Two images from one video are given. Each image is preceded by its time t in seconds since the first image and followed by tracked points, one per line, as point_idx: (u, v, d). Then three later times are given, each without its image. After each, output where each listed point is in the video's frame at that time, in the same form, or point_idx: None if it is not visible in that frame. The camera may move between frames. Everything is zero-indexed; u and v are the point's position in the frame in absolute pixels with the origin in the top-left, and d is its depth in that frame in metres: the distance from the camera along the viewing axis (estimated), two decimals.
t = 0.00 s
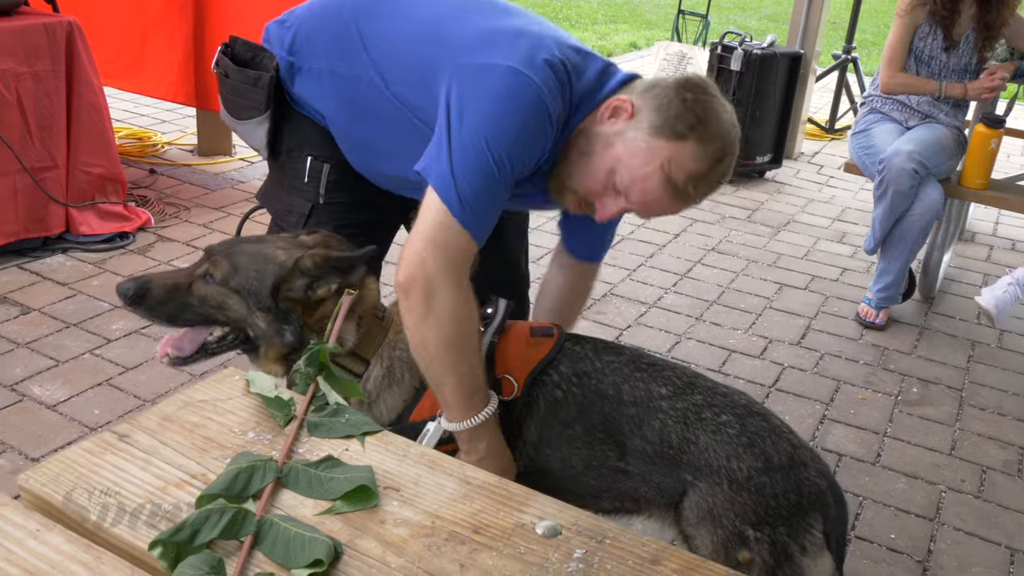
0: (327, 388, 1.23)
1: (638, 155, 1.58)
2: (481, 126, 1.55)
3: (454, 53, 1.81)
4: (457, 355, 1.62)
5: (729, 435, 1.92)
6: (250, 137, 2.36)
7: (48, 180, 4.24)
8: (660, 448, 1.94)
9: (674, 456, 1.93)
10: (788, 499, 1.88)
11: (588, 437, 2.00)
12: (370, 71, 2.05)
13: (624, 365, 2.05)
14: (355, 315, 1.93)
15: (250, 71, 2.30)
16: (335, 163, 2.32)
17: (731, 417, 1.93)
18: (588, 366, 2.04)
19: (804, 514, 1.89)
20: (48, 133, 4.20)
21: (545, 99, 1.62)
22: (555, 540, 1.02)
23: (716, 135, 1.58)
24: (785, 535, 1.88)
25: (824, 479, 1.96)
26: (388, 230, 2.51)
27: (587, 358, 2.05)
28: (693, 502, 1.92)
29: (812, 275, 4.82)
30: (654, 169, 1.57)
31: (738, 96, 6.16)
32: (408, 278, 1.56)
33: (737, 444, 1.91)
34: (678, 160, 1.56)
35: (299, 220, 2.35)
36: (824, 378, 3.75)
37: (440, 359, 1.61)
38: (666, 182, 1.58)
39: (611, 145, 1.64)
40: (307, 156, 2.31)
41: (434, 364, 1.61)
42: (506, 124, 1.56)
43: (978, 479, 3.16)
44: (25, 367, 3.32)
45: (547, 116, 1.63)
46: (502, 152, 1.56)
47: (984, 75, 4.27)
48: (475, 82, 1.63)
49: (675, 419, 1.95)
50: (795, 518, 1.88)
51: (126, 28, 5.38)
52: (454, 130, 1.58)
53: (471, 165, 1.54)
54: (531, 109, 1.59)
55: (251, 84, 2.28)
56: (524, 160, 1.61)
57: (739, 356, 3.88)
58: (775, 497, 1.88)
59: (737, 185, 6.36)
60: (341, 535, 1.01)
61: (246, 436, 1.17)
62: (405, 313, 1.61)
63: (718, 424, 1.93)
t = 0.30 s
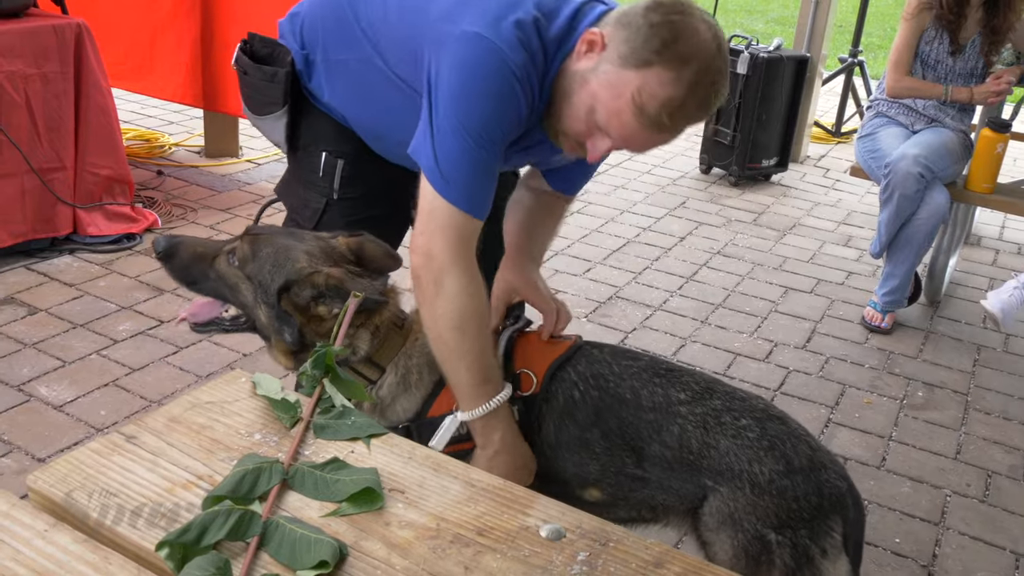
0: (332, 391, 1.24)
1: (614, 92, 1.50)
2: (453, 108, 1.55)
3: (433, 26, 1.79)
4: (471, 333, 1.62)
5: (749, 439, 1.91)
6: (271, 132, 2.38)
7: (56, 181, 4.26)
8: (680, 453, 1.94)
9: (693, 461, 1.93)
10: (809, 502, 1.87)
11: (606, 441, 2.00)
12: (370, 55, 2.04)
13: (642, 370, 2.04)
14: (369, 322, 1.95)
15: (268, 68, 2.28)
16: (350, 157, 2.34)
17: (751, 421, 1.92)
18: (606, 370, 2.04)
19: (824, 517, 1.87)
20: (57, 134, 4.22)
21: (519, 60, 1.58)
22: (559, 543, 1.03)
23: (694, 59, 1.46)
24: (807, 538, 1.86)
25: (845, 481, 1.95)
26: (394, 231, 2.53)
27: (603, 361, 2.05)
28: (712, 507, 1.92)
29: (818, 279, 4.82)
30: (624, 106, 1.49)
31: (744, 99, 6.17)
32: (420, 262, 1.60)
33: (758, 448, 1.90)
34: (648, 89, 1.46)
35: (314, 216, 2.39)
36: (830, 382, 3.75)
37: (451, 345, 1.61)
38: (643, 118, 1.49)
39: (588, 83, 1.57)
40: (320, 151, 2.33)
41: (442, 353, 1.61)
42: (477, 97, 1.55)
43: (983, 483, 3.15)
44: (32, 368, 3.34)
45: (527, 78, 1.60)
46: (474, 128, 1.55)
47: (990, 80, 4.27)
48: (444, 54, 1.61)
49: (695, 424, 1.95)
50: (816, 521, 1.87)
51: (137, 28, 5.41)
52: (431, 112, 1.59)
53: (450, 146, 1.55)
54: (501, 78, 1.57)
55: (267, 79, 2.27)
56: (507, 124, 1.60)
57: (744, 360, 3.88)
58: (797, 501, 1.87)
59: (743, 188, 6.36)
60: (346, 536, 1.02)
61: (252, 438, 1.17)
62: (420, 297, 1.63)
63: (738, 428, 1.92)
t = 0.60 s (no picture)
0: (336, 392, 1.26)
1: (553, 44, 1.47)
2: (413, 78, 1.60)
3: None
4: (449, 296, 1.63)
5: (756, 445, 1.90)
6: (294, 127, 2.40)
7: (62, 183, 4.28)
8: (686, 461, 1.92)
9: (701, 469, 1.91)
10: (817, 507, 1.86)
11: (610, 448, 1.98)
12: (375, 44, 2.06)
13: (647, 377, 2.02)
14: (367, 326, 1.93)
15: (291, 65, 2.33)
16: (367, 156, 2.31)
17: (757, 428, 1.91)
18: (609, 378, 2.02)
19: (832, 521, 1.87)
20: (63, 137, 4.24)
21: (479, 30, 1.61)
22: (559, 543, 1.04)
23: None
24: (815, 542, 1.87)
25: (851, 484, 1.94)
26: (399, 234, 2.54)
27: (606, 367, 2.03)
28: (721, 513, 1.91)
29: (821, 282, 4.82)
30: (562, 56, 1.46)
31: (747, 103, 6.18)
32: (405, 233, 1.65)
33: (766, 454, 1.89)
34: (578, 35, 1.41)
35: (328, 210, 2.37)
36: (832, 385, 3.75)
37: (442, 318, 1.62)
38: (580, 66, 1.43)
39: (538, 37, 1.54)
40: (338, 148, 2.32)
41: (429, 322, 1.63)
42: (433, 66, 1.59)
43: (986, 487, 3.16)
44: (37, 369, 3.35)
45: (488, 47, 1.63)
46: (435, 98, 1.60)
47: (993, 84, 4.27)
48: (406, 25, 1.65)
49: (701, 431, 1.93)
50: (824, 525, 1.87)
51: (142, 31, 5.46)
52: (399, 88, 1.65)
53: (415, 119, 1.60)
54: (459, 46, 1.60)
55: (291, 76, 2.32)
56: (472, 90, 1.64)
57: (747, 363, 3.89)
58: (806, 506, 1.86)
59: (747, 191, 6.36)
60: (349, 536, 1.03)
61: (256, 439, 1.19)
62: (405, 266, 1.68)
63: (745, 435, 1.91)
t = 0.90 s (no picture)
0: (337, 399, 1.28)
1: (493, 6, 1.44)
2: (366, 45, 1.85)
3: None
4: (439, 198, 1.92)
5: (761, 453, 1.77)
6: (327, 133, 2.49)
7: (68, 192, 4.31)
8: (692, 471, 1.78)
9: (706, 479, 1.78)
10: (824, 513, 1.75)
11: (611, 461, 1.83)
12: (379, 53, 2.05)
13: (649, 389, 1.86)
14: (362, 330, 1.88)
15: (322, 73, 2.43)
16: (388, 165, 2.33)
17: (763, 436, 1.78)
18: (611, 390, 1.86)
19: (838, 527, 1.76)
20: (69, 146, 4.28)
21: None
22: (556, 547, 1.06)
23: None
24: (822, 549, 1.75)
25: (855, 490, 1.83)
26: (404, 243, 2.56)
27: (608, 380, 1.87)
28: (726, 524, 1.77)
29: (822, 291, 4.84)
30: (499, 15, 1.41)
31: (749, 113, 6.22)
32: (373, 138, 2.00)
33: (772, 462, 1.76)
34: None
35: (350, 217, 2.39)
36: (833, 394, 3.76)
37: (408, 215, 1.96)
38: (512, 27, 1.39)
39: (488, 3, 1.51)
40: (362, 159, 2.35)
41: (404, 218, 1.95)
42: (378, 27, 1.81)
43: (985, 496, 3.17)
44: (42, 377, 3.38)
45: (433, 9, 1.77)
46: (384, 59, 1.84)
47: (992, 93, 4.29)
48: None
49: (705, 441, 1.79)
50: (830, 531, 1.75)
51: (147, 41, 5.53)
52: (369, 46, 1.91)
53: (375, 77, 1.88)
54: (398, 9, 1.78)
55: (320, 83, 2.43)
56: (420, 48, 1.81)
57: (748, 372, 3.90)
58: (814, 514, 1.74)
59: (749, 201, 6.38)
60: (350, 541, 1.05)
61: (259, 445, 1.21)
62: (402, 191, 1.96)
63: (750, 443, 1.78)
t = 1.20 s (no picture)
0: (338, 410, 1.31)
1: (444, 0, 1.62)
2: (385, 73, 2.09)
3: None
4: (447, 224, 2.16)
5: (759, 466, 1.69)
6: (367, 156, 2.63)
7: (76, 208, 4.37)
8: (691, 486, 1.70)
9: (705, 493, 1.70)
10: (822, 525, 1.67)
11: (612, 479, 1.75)
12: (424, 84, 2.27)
13: (648, 405, 1.79)
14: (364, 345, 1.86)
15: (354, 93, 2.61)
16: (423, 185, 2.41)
17: (760, 449, 1.70)
18: (611, 406, 1.78)
19: (836, 538, 1.68)
20: (78, 163, 4.34)
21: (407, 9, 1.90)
22: (547, 551, 1.09)
23: None
24: (821, 562, 1.67)
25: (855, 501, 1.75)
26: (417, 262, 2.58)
27: (609, 397, 1.80)
28: (725, 535, 1.70)
29: (823, 305, 4.87)
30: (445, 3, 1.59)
31: (751, 129, 6.27)
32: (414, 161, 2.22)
33: (770, 475, 1.68)
34: None
35: (381, 234, 2.45)
36: (833, 408, 3.79)
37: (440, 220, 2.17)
38: (458, 11, 1.56)
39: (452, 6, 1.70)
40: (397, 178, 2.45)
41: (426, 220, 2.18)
42: (381, 45, 2.00)
43: (985, 508, 3.18)
44: (50, 391, 3.42)
45: (415, 28, 1.91)
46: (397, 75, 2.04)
47: (991, 109, 4.33)
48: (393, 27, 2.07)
49: (703, 456, 1.71)
50: (828, 542, 1.67)
51: (155, 60, 5.65)
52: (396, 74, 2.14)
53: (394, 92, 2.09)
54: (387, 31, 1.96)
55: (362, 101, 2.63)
56: (420, 62, 1.98)
57: (749, 386, 3.93)
58: (811, 526, 1.66)
59: (751, 216, 6.42)
60: (349, 545, 1.08)
61: (262, 453, 1.25)
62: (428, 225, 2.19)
63: (747, 457, 1.70)
